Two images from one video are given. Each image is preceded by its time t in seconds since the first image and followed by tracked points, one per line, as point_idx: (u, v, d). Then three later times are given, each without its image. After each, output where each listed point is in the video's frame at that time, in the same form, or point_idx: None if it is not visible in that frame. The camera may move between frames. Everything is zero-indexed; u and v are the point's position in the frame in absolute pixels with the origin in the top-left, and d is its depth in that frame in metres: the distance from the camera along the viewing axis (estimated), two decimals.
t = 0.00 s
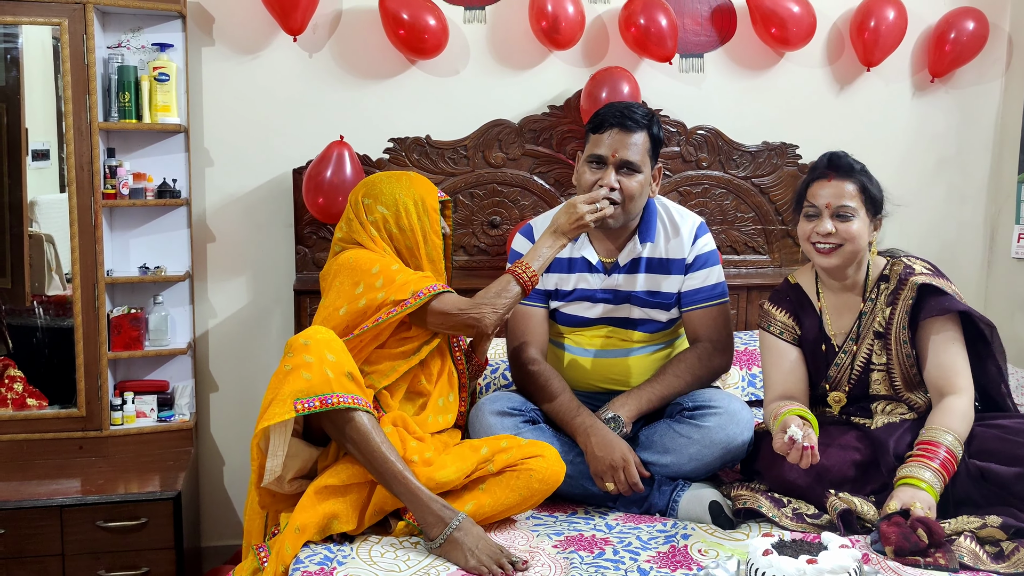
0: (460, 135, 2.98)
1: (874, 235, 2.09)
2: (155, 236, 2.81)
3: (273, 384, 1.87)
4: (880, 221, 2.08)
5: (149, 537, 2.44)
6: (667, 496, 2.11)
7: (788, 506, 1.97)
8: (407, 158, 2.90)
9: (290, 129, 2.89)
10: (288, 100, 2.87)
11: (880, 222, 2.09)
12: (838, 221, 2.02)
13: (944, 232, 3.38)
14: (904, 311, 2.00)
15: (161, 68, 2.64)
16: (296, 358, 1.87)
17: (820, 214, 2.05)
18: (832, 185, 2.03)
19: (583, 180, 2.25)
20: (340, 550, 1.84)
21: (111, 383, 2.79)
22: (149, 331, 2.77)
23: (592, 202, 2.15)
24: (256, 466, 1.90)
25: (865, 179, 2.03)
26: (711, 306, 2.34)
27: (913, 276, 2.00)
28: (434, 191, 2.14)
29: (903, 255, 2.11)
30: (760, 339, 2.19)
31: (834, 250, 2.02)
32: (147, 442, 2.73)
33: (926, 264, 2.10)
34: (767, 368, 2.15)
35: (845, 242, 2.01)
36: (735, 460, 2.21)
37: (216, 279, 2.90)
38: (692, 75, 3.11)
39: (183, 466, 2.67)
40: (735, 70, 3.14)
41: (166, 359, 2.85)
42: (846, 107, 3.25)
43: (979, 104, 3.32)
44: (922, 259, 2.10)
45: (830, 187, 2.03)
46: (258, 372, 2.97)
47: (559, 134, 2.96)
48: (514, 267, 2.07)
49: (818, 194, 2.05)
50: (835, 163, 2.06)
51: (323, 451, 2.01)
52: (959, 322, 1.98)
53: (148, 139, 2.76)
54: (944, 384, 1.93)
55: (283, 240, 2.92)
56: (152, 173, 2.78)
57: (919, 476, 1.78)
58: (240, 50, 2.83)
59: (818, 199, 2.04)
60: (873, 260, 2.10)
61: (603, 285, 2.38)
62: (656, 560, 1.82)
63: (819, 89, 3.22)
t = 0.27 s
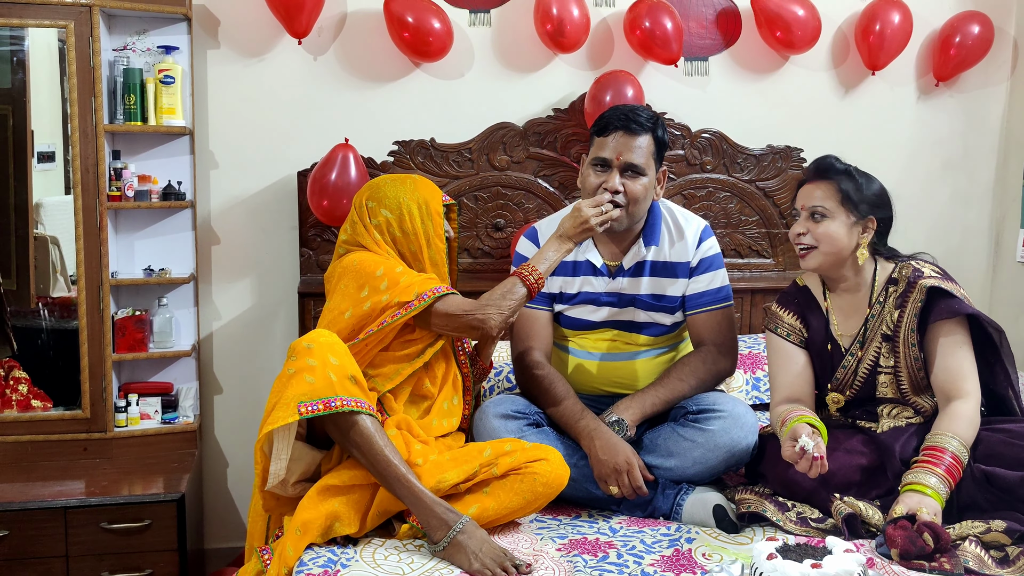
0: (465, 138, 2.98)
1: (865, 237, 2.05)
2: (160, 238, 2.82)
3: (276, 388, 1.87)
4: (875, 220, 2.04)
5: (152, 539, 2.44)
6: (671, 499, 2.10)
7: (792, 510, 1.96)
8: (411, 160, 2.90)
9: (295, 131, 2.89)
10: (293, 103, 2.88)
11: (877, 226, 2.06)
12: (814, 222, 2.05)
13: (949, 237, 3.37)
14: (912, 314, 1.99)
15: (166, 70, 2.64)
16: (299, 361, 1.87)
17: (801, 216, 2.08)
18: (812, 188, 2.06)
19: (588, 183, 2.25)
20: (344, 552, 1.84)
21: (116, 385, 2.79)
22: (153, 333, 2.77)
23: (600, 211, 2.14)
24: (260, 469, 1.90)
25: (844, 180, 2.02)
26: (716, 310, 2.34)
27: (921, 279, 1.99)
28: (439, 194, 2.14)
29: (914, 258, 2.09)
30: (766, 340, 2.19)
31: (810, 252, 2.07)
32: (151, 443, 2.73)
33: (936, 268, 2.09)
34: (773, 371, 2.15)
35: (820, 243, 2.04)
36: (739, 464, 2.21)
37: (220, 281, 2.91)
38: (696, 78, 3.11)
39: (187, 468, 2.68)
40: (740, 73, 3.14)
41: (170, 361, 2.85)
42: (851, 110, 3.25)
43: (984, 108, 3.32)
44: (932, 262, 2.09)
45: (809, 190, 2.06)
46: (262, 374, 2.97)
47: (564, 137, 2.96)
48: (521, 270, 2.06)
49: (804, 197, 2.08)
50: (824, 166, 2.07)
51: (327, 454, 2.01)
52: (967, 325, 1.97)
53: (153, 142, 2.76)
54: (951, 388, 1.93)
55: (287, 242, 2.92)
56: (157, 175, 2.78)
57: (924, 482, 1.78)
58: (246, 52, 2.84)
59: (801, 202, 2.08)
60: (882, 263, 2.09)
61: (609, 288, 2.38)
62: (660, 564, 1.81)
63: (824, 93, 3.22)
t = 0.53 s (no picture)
0: (469, 140, 2.98)
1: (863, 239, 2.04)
2: (164, 240, 2.82)
3: (277, 393, 1.88)
4: (873, 224, 2.03)
5: (156, 540, 2.44)
6: (675, 503, 2.09)
7: (796, 513, 1.96)
8: (415, 162, 2.90)
9: (299, 133, 2.89)
10: (296, 105, 2.88)
11: (876, 228, 2.05)
12: (812, 224, 2.04)
13: (954, 240, 3.36)
14: (912, 315, 1.98)
15: (171, 71, 2.65)
16: (300, 365, 1.88)
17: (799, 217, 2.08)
18: (810, 190, 2.06)
19: (592, 185, 2.25)
20: (347, 555, 1.84)
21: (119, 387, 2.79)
22: (157, 335, 2.78)
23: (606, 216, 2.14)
24: (261, 473, 1.90)
25: (843, 184, 2.02)
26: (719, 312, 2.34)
27: (921, 280, 1.98)
28: (443, 197, 2.14)
29: (912, 260, 2.09)
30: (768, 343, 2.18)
31: (807, 253, 2.06)
32: (154, 445, 2.74)
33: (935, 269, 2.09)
34: (775, 374, 2.15)
35: (816, 245, 2.03)
36: (743, 467, 2.20)
37: (224, 283, 2.91)
38: (700, 81, 3.11)
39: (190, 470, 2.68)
40: (744, 75, 3.14)
41: (174, 363, 2.85)
42: (855, 113, 3.24)
43: (989, 111, 3.31)
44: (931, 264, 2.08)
45: (808, 192, 2.07)
46: (266, 376, 2.97)
47: (567, 139, 2.96)
48: (525, 273, 2.05)
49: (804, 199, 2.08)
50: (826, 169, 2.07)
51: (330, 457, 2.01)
52: (967, 325, 1.96)
53: (157, 143, 2.77)
54: (952, 389, 1.92)
55: (291, 244, 2.92)
56: (161, 177, 2.78)
57: (925, 483, 1.78)
58: (250, 54, 2.84)
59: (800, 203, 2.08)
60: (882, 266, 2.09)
61: (612, 291, 2.37)
62: (663, 567, 1.80)
63: (829, 95, 3.21)
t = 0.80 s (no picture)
0: (471, 142, 2.98)
1: (865, 244, 2.03)
2: (167, 241, 2.82)
3: (279, 395, 1.88)
4: (875, 228, 2.03)
5: (158, 542, 2.44)
6: (677, 506, 2.09)
7: (798, 517, 1.95)
8: (418, 165, 2.90)
9: (301, 136, 2.89)
10: (299, 106, 2.88)
11: (878, 232, 2.04)
12: (814, 227, 2.04)
13: (958, 242, 3.36)
14: (915, 318, 1.98)
15: (173, 73, 2.65)
16: (301, 367, 1.88)
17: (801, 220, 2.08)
18: (813, 194, 2.06)
19: (594, 188, 2.25)
20: (348, 557, 1.83)
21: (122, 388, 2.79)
22: (159, 336, 2.79)
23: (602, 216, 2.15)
24: (263, 475, 1.90)
25: (847, 188, 2.02)
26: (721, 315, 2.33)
27: (922, 283, 1.98)
28: (448, 201, 2.14)
29: (912, 262, 2.08)
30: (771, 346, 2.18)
31: (808, 256, 2.06)
32: (156, 447, 2.74)
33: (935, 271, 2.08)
34: (778, 377, 2.14)
35: (818, 248, 2.03)
36: (746, 470, 2.20)
37: (227, 284, 2.91)
38: (703, 83, 3.11)
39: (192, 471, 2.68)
40: (747, 77, 3.14)
41: (176, 364, 2.86)
42: (859, 116, 3.24)
43: (992, 113, 3.30)
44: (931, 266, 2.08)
45: (810, 196, 2.06)
46: (268, 378, 2.97)
47: (570, 141, 2.96)
48: (523, 280, 2.05)
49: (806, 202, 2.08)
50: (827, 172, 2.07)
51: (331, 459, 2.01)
52: (969, 327, 1.96)
53: (160, 145, 2.77)
54: (955, 392, 1.91)
55: (294, 246, 2.92)
56: (164, 179, 2.79)
57: (925, 486, 1.78)
58: (253, 56, 2.84)
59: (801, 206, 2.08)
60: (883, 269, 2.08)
61: (614, 293, 2.37)
62: (665, 570, 1.80)
63: (832, 98, 3.21)
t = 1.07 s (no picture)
0: (473, 144, 2.98)
1: (867, 246, 2.02)
2: (168, 242, 2.82)
3: (280, 396, 1.87)
4: (877, 230, 2.02)
5: (158, 543, 2.44)
6: (678, 507, 2.09)
7: (799, 519, 1.95)
8: (419, 166, 2.90)
9: (302, 137, 2.89)
10: (301, 108, 2.88)
11: (879, 234, 2.03)
12: (815, 229, 2.03)
13: (960, 244, 3.35)
14: (917, 320, 1.98)
15: (175, 75, 2.65)
16: (302, 368, 1.87)
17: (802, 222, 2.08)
18: (814, 195, 2.05)
19: (595, 189, 2.25)
20: (348, 559, 1.83)
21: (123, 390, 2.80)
22: (161, 338, 2.79)
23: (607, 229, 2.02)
24: (263, 477, 1.90)
25: (848, 189, 2.01)
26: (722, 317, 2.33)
27: (924, 286, 1.98)
28: (450, 203, 2.13)
29: (913, 264, 2.08)
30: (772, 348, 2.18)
31: (810, 258, 2.05)
32: (157, 448, 2.74)
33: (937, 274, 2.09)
34: (779, 379, 2.14)
35: (819, 250, 2.02)
36: (746, 472, 2.19)
37: (228, 286, 2.91)
38: (705, 85, 3.10)
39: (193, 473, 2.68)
40: (749, 79, 3.13)
41: (177, 366, 2.86)
42: (860, 117, 3.23)
43: (994, 115, 3.30)
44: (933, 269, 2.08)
45: (812, 198, 2.06)
46: (269, 379, 2.97)
47: (571, 143, 2.96)
48: (516, 298, 1.99)
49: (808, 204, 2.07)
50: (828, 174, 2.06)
51: (331, 460, 2.01)
52: (971, 331, 1.96)
53: (161, 147, 2.77)
54: (956, 395, 1.91)
55: (295, 247, 2.92)
56: (166, 180, 2.79)
57: (926, 489, 1.77)
58: (254, 58, 2.84)
59: (803, 208, 2.08)
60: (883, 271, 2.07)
61: (615, 296, 2.37)
62: (665, 572, 1.80)
63: (833, 100, 3.20)
